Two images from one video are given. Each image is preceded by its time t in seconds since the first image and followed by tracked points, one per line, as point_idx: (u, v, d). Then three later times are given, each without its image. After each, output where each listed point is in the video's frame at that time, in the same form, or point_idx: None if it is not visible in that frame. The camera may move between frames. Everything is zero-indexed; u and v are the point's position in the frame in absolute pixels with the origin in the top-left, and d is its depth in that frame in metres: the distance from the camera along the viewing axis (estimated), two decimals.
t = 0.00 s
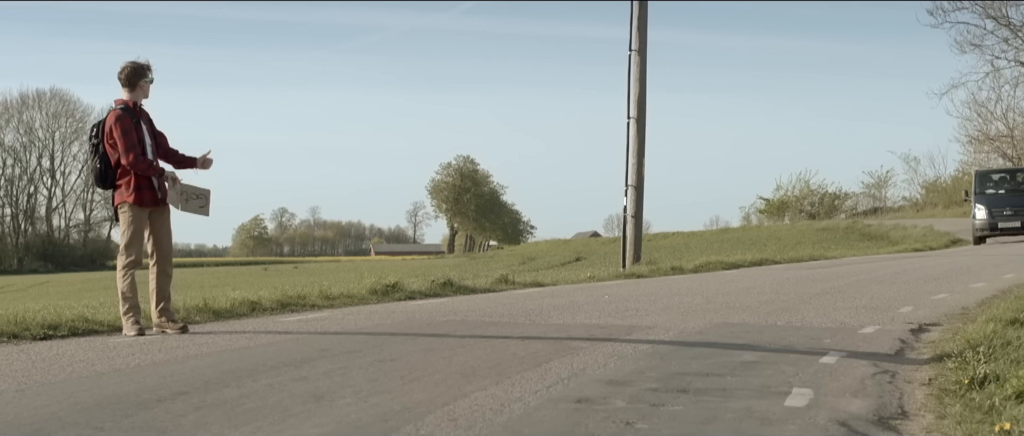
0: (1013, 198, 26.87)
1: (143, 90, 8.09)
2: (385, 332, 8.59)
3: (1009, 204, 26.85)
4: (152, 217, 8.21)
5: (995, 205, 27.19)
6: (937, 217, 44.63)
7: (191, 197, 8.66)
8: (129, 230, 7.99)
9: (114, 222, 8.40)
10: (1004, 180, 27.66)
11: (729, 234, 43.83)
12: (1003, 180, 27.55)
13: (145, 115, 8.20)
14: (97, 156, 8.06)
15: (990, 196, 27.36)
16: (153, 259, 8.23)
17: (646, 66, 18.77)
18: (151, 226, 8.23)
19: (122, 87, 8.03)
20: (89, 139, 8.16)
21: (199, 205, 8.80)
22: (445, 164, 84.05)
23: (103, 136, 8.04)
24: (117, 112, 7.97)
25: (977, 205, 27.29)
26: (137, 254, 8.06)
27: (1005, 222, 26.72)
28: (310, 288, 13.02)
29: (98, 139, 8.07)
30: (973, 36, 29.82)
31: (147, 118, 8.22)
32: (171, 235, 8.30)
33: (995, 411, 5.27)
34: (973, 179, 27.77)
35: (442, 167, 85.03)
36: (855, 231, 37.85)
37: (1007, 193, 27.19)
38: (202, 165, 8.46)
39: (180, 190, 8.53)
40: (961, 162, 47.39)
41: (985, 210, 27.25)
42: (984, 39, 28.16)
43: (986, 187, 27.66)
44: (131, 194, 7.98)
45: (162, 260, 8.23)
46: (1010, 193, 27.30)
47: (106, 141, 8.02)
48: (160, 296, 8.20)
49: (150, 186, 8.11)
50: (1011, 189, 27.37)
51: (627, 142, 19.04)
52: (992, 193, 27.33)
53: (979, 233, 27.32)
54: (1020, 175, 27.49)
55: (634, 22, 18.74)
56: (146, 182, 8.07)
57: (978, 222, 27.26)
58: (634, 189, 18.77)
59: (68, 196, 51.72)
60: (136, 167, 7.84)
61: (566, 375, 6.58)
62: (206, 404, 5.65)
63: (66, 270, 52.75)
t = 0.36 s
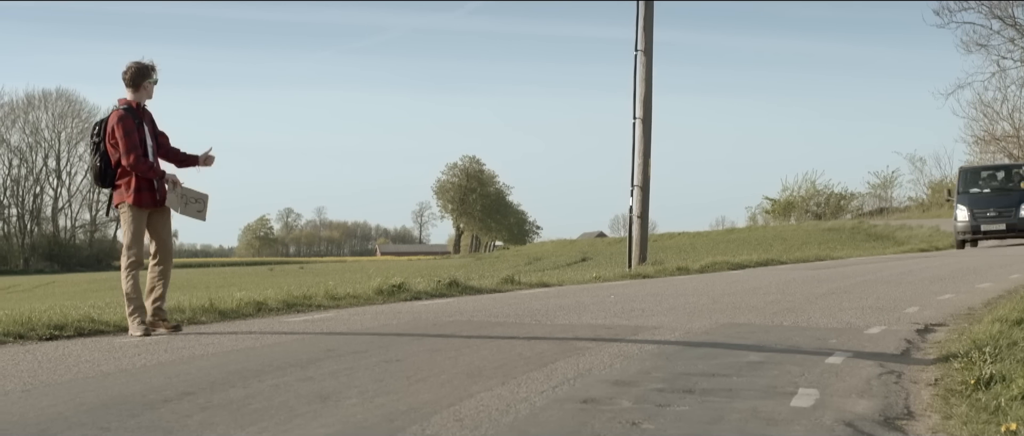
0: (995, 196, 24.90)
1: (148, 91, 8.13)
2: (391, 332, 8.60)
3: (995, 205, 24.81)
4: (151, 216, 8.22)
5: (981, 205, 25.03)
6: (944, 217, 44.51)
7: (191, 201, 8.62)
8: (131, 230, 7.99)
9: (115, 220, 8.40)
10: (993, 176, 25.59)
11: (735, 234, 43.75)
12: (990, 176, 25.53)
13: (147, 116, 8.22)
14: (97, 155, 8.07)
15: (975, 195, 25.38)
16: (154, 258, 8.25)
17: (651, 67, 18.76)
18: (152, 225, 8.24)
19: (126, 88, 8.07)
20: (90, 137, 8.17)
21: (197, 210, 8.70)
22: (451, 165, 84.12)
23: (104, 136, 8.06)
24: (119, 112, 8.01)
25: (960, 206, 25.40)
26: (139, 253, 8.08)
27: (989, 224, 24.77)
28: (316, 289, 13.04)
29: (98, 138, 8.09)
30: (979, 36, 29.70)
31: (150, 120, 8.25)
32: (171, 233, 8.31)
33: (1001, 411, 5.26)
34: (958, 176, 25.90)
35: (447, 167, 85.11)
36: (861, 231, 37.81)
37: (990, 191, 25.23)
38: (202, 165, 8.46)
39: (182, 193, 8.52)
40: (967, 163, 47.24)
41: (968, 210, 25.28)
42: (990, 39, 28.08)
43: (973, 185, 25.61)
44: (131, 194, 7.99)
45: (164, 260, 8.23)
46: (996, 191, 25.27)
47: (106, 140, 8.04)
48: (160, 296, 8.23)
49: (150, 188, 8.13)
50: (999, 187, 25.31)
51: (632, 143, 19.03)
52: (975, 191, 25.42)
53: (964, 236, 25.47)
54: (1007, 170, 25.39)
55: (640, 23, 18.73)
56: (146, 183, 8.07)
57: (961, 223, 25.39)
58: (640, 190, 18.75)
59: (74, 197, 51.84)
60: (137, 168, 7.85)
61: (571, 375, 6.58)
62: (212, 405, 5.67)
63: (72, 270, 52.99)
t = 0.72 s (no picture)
0: (965, 197, 23.87)
1: (149, 91, 8.15)
2: (395, 333, 8.60)
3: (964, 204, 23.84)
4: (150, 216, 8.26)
5: (949, 204, 24.02)
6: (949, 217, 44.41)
7: (192, 203, 8.58)
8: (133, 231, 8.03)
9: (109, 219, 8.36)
10: (967, 174, 24.60)
11: (739, 235, 43.76)
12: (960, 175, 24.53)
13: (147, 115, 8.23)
14: (96, 153, 8.11)
15: (944, 194, 24.35)
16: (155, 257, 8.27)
17: (656, 67, 18.76)
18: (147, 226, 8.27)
19: (127, 87, 8.09)
20: (90, 135, 8.22)
21: (200, 213, 8.68)
22: (455, 165, 84.18)
23: (104, 134, 8.09)
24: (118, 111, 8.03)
25: (927, 205, 24.34)
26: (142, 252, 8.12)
27: (957, 226, 23.75)
28: (319, 289, 13.06)
29: (98, 136, 8.13)
30: (984, 36, 29.63)
31: (151, 120, 8.25)
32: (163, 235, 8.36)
33: (1005, 412, 5.26)
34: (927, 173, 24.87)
35: (452, 168, 85.18)
36: (866, 231, 37.79)
37: (960, 190, 24.24)
38: (209, 165, 8.48)
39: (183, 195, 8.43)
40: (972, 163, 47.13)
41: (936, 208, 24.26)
42: (994, 39, 28.00)
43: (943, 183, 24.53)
44: (128, 193, 8.01)
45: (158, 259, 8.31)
46: (968, 190, 24.27)
47: (105, 138, 8.07)
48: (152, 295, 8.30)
49: (149, 187, 8.13)
50: (970, 186, 24.31)
51: (637, 144, 19.03)
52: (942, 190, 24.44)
53: (932, 239, 24.40)
54: (978, 169, 24.42)
55: (644, 23, 18.73)
56: (143, 183, 8.08)
57: (928, 225, 24.37)
58: (644, 190, 18.75)
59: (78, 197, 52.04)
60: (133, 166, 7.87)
61: (575, 376, 6.58)
62: (216, 405, 5.68)
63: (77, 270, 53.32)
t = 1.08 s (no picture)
0: (929, 195, 21.56)
1: (149, 91, 8.14)
2: (402, 333, 8.60)
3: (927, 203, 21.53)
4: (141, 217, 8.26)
5: (909, 203, 21.68)
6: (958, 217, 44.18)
7: (183, 207, 8.52)
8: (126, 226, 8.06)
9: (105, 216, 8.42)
10: (934, 168, 22.15)
11: (746, 235, 43.65)
12: (924, 170, 22.11)
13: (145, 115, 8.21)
14: (91, 149, 8.15)
15: (905, 191, 22.00)
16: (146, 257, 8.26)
17: (662, 68, 18.74)
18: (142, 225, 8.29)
19: (125, 86, 8.09)
20: (87, 131, 8.24)
21: (189, 218, 8.60)
22: (462, 165, 84.15)
23: (100, 131, 8.12)
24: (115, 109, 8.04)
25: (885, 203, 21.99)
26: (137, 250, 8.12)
27: (919, 228, 21.41)
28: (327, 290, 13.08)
29: (95, 133, 8.15)
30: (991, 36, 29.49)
31: (148, 120, 8.24)
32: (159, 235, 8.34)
33: (1013, 412, 5.25)
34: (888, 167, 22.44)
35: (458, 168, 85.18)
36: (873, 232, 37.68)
37: (923, 187, 21.89)
38: (201, 176, 8.46)
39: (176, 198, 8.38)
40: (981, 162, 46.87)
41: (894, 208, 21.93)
42: (1002, 39, 27.86)
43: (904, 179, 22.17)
44: (120, 191, 8.05)
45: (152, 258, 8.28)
46: (932, 187, 21.91)
47: (101, 136, 8.09)
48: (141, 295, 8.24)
49: (141, 187, 8.14)
50: (935, 182, 21.93)
51: (643, 144, 19.02)
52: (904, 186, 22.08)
53: (890, 241, 22.03)
54: (946, 166, 22.06)
55: (650, 24, 18.71)
56: (135, 183, 8.09)
57: (887, 225, 21.94)
58: (651, 190, 18.73)
59: (84, 198, 52.25)
60: (125, 164, 7.90)
61: (582, 376, 6.58)
62: (223, 406, 5.69)
63: (84, 271, 53.24)
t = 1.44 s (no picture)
0: (889, 193, 18.91)
1: (147, 91, 8.22)
2: (418, 334, 8.63)
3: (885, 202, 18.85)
4: (143, 218, 8.32)
5: (866, 202, 19.03)
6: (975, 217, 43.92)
7: (186, 207, 8.58)
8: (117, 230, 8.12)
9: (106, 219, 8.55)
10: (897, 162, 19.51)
11: (761, 235, 43.51)
12: (884, 165, 19.46)
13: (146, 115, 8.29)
14: (91, 151, 8.21)
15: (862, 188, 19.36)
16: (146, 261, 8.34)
17: (677, 68, 18.72)
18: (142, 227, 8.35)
19: (125, 87, 8.17)
20: (88, 134, 8.30)
21: (192, 216, 8.69)
22: (476, 166, 84.27)
23: (100, 133, 8.18)
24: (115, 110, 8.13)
25: (838, 203, 19.35)
26: (126, 254, 8.19)
27: (875, 231, 18.78)
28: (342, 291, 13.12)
29: (95, 134, 8.21)
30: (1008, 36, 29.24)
31: (148, 121, 8.30)
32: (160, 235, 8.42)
33: None
34: (843, 162, 19.84)
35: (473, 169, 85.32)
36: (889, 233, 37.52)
37: (883, 184, 19.23)
38: (203, 173, 8.52)
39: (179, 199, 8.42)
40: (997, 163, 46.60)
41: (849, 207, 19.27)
42: (1018, 40, 27.68)
43: (861, 175, 19.54)
44: (121, 193, 8.11)
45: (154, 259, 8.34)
46: (893, 184, 19.23)
47: (101, 138, 8.16)
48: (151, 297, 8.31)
49: (143, 188, 8.20)
50: (896, 178, 19.27)
51: (658, 144, 18.99)
52: (861, 183, 19.45)
53: (843, 246, 19.34)
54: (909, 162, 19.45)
55: (665, 25, 18.69)
56: (137, 183, 8.15)
57: (839, 227, 19.31)
58: (666, 191, 18.70)
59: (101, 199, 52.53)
60: (126, 166, 7.96)
61: (598, 377, 6.58)
62: (239, 406, 5.73)
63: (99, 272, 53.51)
